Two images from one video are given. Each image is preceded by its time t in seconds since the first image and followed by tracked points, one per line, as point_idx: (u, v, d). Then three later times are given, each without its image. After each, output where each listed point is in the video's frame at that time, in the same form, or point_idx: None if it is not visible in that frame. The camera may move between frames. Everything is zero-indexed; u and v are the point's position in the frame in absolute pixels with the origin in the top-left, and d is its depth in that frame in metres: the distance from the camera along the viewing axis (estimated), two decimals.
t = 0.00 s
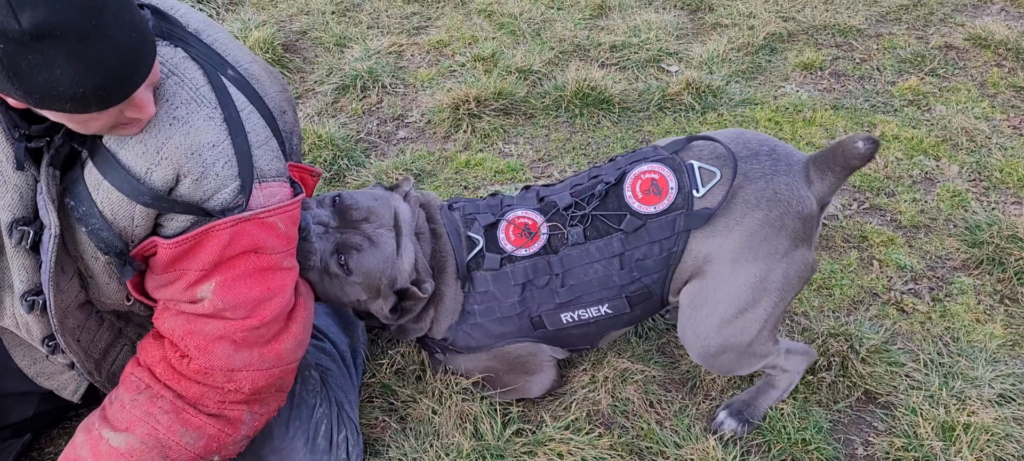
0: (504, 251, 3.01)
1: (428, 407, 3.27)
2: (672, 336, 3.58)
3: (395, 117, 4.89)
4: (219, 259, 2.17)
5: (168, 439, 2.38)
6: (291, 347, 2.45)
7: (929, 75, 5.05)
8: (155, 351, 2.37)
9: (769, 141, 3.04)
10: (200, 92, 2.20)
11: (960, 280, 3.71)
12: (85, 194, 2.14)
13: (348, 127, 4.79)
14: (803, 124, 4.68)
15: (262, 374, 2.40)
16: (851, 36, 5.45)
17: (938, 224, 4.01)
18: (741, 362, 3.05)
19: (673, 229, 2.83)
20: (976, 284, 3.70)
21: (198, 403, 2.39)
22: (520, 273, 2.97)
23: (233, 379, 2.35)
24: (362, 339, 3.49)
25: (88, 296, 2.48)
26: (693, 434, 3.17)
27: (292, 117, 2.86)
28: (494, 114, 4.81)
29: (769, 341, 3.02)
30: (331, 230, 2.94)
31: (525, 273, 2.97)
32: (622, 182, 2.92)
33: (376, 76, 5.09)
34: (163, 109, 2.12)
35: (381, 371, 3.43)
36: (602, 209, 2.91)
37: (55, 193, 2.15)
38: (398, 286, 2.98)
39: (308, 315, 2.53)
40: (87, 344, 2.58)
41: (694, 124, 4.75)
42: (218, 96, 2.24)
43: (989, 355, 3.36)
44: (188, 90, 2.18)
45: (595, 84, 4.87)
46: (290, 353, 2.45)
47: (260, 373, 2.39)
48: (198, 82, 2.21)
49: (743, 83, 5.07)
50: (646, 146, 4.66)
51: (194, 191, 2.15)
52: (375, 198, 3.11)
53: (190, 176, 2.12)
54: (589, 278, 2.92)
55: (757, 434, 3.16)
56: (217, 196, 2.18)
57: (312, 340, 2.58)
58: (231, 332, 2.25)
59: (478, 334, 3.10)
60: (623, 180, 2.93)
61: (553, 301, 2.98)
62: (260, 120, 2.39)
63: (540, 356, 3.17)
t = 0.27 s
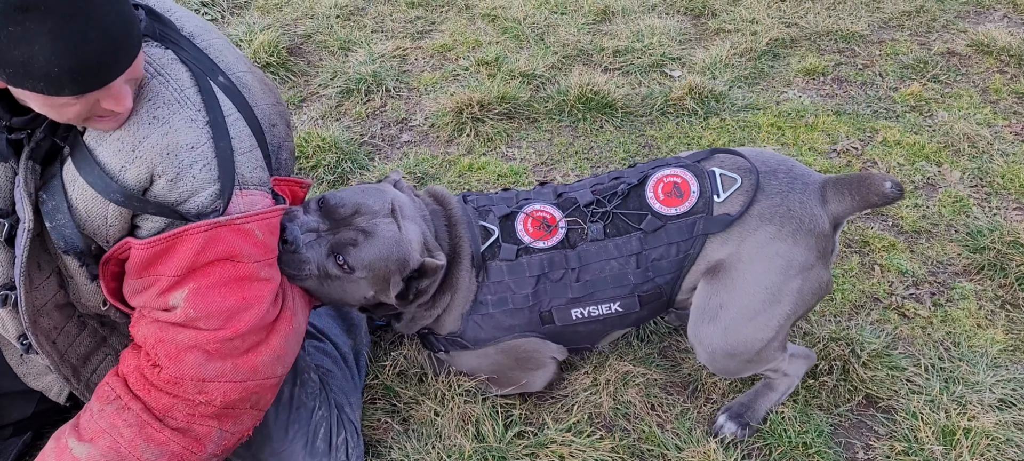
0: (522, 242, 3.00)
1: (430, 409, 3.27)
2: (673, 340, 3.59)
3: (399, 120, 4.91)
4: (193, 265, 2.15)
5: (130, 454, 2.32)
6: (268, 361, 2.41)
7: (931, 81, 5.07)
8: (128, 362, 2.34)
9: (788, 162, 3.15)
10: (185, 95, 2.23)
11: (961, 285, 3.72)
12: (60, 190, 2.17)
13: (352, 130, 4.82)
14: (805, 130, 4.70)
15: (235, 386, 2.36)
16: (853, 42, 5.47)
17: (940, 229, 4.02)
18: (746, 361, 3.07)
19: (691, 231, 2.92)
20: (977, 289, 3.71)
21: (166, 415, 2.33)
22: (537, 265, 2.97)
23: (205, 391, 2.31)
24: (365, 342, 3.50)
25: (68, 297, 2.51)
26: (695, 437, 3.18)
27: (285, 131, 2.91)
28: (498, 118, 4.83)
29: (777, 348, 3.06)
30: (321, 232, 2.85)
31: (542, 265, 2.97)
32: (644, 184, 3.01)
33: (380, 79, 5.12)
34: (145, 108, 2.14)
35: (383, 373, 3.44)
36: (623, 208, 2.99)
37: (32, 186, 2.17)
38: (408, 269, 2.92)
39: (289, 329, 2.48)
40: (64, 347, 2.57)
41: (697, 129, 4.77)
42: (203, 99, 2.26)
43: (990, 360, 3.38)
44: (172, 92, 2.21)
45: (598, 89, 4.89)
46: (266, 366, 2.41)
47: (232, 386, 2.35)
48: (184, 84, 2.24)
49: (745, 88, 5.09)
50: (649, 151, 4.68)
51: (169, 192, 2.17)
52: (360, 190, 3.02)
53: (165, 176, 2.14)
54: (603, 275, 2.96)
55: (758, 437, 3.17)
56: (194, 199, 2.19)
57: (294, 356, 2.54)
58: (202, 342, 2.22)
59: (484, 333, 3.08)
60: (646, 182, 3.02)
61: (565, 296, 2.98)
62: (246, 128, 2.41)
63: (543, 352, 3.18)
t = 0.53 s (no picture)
0: (533, 238, 3.02)
1: (430, 410, 3.28)
2: (673, 341, 3.60)
3: (400, 122, 4.91)
4: (196, 270, 2.15)
5: (138, 454, 2.29)
6: (275, 361, 2.40)
7: (931, 83, 5.08)
8: (132, 364, 2.32)
9: (798, 170, 3.16)
10: (181, 98, 2.23)
11: (961, 287, 3.73)
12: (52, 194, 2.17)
13: (353, 132, 4.83)
14: (805, 131, 4.71)
15: (243, 387, 2.35)
16: (854, 44, 5.48)
17: (940, 231, 4.02)
18: (753, 355, 3.09)
19: (704, 231, 2.95)
20: (977, 291, 3.71)
21: (172, 416, 2.30)
22: (548, 261, 2.98)
23: (212, 392, 2.29)
24: (366, 343, 3.50)
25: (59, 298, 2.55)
26: (695, 438, 3.19)
27: (285, 134, 2.92)
28: (498, 119, 4.84)
29: (782, 345, 3.08)
30: (324, 232, 2.80)
31: (553, 262, 2.98)
32: (657, 185, 3.05)
33: (381, 81, 5.13)
34: (141, 112, 2.15)
35: (384, 373, 3.44)
36: (636, 207, 3.02)
37: (20, 187, 2.19)
38: (415, 260, 2.88)
39: (295, 330, 2.48)
40: (55, 346, 2.58)
41: (697, 131, 4.78)
42: (200, 103, 2.27)
43: (989, 362, 3.38)
44: (168, 96, 2.21)
45: (599, 90, 4.90)
46: (273, 366, 2.40)
47: (240, 386, 2.33)
48: (180, 88, 2.25)
49: (746, 90, 5.10)
50: (650, 152, 4.69)
51: (167, 196, 2.18)
52: (358, 186, 2.96)
53: (163, 181, 2.15)
54: (615, 274, 2.97)
55: (757, 438, 3.17)
56: (193, 203, 2.21)
57: (300, 357, 2.53)
58: (208, 344, 2.20)
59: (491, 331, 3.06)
60: (658, 183, 3.06)
61: (576, 295, 2.99)
62: (242, 133, 2.43)
63: (543, 353, 3.15)
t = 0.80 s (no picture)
0: (564, 239, 3.00)
1: (431, 410, 3.27)
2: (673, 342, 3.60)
3: (401, 123, 4.92)
4: (229, 268, 2.15)
5: (207, 454, 2.39)
6: (316, 344, 2.43)
7: (931, 86, 5.10)
8: (185, 366, 2.38)
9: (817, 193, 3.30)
10: (198, 99, 2.23)
11: (961, 289, 3.74)
12: (75, 201, 2.17)
13: (354, 133, 4.84)
14: (805, 134, 4.73)
15: (291, 374, 2.40)
16: (854, 47, 5.50)
17: (940, 233, 4.03)
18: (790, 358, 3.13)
19: (736, 247, 3.00)
20: (977, 293, 3.72)
21: (233, 411, 2.39)
22: (579, 265, 2.95)
23: (262, 384, 2.35)
24: (365, 342, 3.43)
25: (64, 300, 2.55)
26: (695, 439, 3.19)
27: (293, 125, 2.91)
28: (499, 121, 4.85)
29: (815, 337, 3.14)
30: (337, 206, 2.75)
31: (584, 266, 2.95)
32: (689, 199, 3.08)
33: (383, 83, 5.14)
34: (163, 115, 2.14)
35: (384, 374, 3.44)
36: (671, 218, 3.04)
37: (27, 192, 2.14)
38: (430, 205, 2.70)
39: (330, 309, 2.49)
40: (56, 342, 2.58)
41: (698, 133, 4.79)
42: (217, 102, 2.27)
43: (989, 363, 3.39)
44: (186, 97, 2.21)
45: (600, 93, 4.92)
46: (316, 350, 2.43)
47: (288, 375, 2.38)
48: (195, 90, 2.24)
49: (747, 92, 5.12)
50: (651, 154, 4.70)
51: (195, 199, 2.17)
52: (364, 158, 2.90)
53: (190, 184, 2.15)
54: (648, 284, 2.96)
55: (757, 439, 3.18)
56: (220, 203, 2.20)
57: (341, 334, 2.56)
58: (251, 336, 2.24)
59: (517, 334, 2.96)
60: (690, 197, 3.09)
61: (605, 303, 2.95)
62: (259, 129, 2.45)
63: (543, 357, 3.05)
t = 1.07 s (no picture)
0: (636, 246, 2.93)
1: (431, 409, 3.27)
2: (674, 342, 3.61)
3: (403, 124, 4.94)
4: (242, 252, 2.20)
5: (236, 432, 2.34)
6: (335, 335, 2.36)
7: (932, 88, 5.11)
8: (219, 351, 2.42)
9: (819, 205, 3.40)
10: (213, 86, 2.29)
11: (961, 290, 3.75)
12: (101, 190, 2.24)
13: (356, 134, 4.85)
14: (806, 136, 4.74)
15: (308, 365, 2.33)
16: (855, 49, 5.51)
17: (940, 234, 4.05)
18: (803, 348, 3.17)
19: (776, 250, 3.03)
20: (977, 294, 3.73)
21: (259, 392, 2.33)
22: (654, 271, 2.88)
23: (281, 371, 2.30)
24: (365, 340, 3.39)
25: (92, 289, 2.55)
26: (694, 439, 3.20)
27: (322, 109, 2.90)
28: (501, 122, 4.86)
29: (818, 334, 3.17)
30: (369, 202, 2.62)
31: (658, 274, 2.88)
32: (732, 202, 3.06)
33: (385, 84, 5.16)
34: (178, 103, 2.21)
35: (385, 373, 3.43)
36: (721, 222, 3.02)
37: (54, 180, 2.22)
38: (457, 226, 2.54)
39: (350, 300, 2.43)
40: (81, 329, 2.59)
41: (698, 135, 4.80)
42: (232, 89, 2.33)
43: (989, 364, 3.40)
44: (202, 85, 2.27)
45: (601, 94, 4.93)
46: (333, 341, 2.35)
47: (305, 364, 2.32)
48: (212, 76, 2.31)
49: (747, 94, 5.13)
50: (652, 156, 4.71)
51: (211, 185, 2.24)
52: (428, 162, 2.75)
53: (206, 170, 2.21)
54: (706, 289, 2.93)
55: (757, 439, 3.19)
56: (234, 189, 2.26)
57: (365, 327, 2.47)
58: (266, 321, 2.24)
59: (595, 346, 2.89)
60: (732, 200, 3.08)
61: (671, 310, 2.91)
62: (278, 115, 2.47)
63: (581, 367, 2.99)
